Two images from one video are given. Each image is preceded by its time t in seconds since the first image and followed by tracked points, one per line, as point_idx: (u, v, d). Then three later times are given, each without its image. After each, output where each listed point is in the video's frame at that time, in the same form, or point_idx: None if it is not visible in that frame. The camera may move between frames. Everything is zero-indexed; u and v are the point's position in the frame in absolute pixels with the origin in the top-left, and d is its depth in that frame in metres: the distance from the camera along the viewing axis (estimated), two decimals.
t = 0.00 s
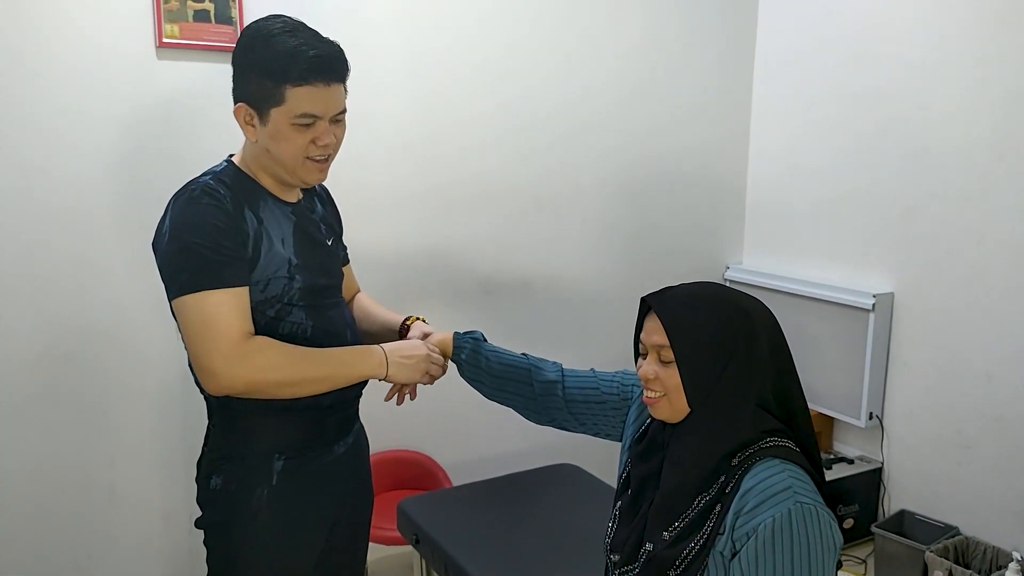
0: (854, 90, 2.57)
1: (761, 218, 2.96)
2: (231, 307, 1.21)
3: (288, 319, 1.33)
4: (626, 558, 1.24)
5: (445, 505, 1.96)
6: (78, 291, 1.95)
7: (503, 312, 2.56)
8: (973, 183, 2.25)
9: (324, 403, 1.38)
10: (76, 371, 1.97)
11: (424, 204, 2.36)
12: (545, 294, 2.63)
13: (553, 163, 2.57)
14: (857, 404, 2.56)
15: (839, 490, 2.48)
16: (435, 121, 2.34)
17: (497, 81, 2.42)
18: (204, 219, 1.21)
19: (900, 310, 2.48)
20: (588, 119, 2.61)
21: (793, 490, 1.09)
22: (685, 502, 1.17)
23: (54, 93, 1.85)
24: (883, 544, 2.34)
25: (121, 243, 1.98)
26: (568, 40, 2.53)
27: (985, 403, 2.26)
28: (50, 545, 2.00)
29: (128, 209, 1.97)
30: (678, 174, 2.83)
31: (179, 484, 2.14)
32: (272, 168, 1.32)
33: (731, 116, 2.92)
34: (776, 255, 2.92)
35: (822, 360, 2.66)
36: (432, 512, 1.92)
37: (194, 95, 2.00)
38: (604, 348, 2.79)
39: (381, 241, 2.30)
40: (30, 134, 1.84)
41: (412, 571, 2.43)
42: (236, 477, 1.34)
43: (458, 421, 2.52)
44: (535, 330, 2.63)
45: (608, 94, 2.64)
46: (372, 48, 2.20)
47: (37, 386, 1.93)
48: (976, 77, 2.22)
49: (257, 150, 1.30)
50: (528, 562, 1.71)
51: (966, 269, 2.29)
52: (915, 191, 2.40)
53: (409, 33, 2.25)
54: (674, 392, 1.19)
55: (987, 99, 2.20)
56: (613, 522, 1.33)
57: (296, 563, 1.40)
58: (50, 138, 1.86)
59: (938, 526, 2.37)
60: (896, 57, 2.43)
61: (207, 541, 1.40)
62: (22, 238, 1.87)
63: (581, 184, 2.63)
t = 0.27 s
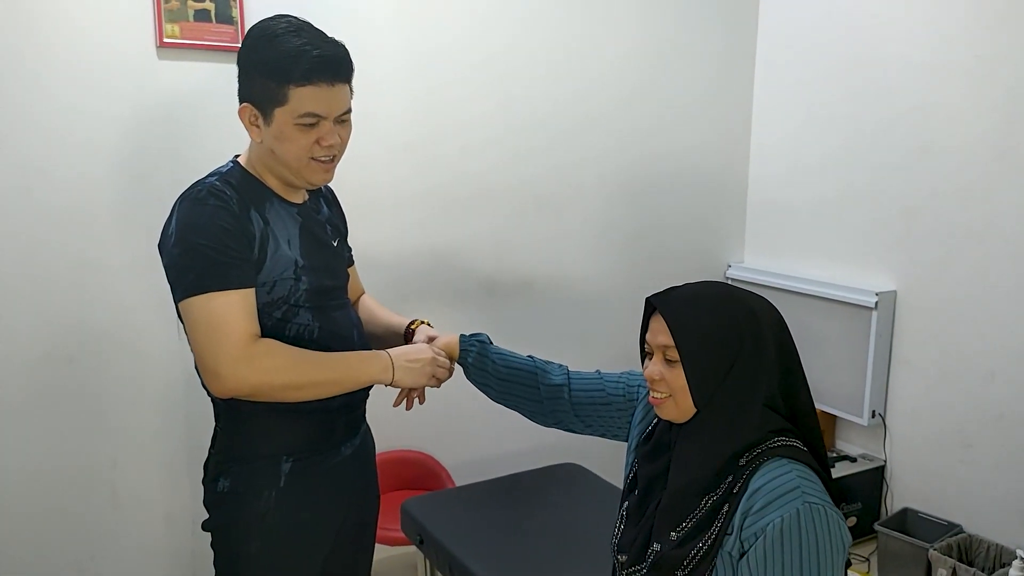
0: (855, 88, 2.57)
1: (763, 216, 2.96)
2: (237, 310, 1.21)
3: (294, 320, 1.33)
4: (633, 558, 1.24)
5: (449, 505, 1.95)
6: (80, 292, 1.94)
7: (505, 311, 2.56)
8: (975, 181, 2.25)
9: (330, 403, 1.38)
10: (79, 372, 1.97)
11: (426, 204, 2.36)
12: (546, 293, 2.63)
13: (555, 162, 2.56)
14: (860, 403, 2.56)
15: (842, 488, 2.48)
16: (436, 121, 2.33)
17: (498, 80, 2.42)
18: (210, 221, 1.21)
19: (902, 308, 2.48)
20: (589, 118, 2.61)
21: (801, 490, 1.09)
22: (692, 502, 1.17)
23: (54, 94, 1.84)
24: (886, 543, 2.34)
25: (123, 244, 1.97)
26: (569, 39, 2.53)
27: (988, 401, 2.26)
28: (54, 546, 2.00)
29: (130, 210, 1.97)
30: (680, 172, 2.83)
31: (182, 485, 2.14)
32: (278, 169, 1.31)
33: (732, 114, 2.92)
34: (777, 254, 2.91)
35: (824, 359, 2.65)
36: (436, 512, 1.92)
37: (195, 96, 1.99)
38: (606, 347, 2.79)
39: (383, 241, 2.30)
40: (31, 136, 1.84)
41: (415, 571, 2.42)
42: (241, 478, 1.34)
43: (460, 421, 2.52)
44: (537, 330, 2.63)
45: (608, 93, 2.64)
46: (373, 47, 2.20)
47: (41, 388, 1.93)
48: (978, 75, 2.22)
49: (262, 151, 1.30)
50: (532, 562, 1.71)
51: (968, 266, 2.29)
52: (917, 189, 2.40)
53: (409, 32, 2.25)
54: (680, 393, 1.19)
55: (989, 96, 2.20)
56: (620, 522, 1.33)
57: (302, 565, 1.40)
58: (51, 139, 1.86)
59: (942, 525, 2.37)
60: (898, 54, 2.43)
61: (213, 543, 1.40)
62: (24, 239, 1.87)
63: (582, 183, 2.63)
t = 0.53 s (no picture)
0: (854, 88, 2.57)
1: (762, 217, 2.96)
2: (238, 314, 1.20)
3: (295, 323, 1.33)
4: (633, 558, 1.23)
5: (449, 507, 1.95)
6: (79, 295, 1.93)
7: (504, 313, 2.55)
8: (975, 180, 2.24)
9: (330, 406, 1.37)
10: (78, 376, 1.96)
11: (426, 205, 2.35)
12: (546, 295, 2.62)
13: (554, 163, 2.56)
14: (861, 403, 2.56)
15: (843, 489, 2.48)
16: (435, 122, 2.33)
17: (497, 81, 2.41)
18: (210, 224, 1.20)
19: (903, 308, 2.48)
20: (589, 119, 2.61)
21: (805, 491, 1.08)
22: (694, 502, 1.17)
23: (52, 96, 1.84)
24: (888, 544, 2.33)
25: (122, 247, 1.97)
26: (568, 40, 2.52)
27: (989, 401, 2.26)
28: (54, 551, 1.99)
29: (128, 213, 1.96)
30: (679, 173, 2.82)
31: (182, 489, 2.13)
32: (277, 172, 1.31)
33: (731, 115, 2.92)
34: (777, 254, 2.91)
35: (825, 359, 2.65)
36: (437, 515, 1.91)
37: (194, 98, 1.99)
38: (606, 348, 2.78)
39: (383, 243, 2.29)
40: (29, 139, 1.83)
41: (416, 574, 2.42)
42: (241, 482, 1.33)
43: (461, 423, 2.51)
44: (537, 331, 2.63)
45: (607, 93, 2.63)
46: (371, 49, 2.19)
47: (40, 392, 1.92)
48: (978, 74, 2.22)
49: (261, 153, 1.30)
50: (533, 564, 1.70)
51: (968, 266, 2.29)
52: (917, 188, 2.40)
53: (408, 33, 2.24)
54: (682, 392, 1.18)
55: (988, 96, 2.19)
56: (621, 521, 1.32)
57: (302, 569, 1.39)
58: (49, 141, 1.85)
59: (943, 525, 2.37)
60: (897, 54, 2.43)
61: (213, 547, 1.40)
62: (22, 243, 1.86)
63: (582, 184, 2.62)
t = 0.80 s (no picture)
0: (853, 89, 2.57)
1: (761, 218, 2.96)
2: (236, 318, 1.19)
3: (294, 325, 1.32)
4: (632, 561, 1.23)
5: (448, 510, 1.94)
6: (76, 298, 1.93)
7: (503, 314, 2.55)
8: (974, 181, 2.24)
9: (328, 408, 1.36)
10: (75, 380, 1.95)
11: (424, 207, 2.35)
12: (545, 297, 2.62)
13: (553, 164, 2.56)
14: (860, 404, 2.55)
15: (843, 491, 2.47)
16: (433, 123, 2.32)
17: (495, 84, 2.41)
18: (208, 226, 1.19)
19: (902, 309, 2.47)
20: (587, 120, 2.61)
21: (805, 493, 1.07)
22: (693, 505, 1.16)
23: (50, 99, 1.83)
24: (888, 546, 2.33)
25: (120, 249, 1.96)
26: (566, 43, 2.52)
27: (989, 402, 2.25)
28: (51, 555, 1.98)
29: (126, 215, 1.95)
30: (677, 175, 2.82)
31: (180, 492, 2.13)
32: (275, 174, 1.30)
33: (730, 116, 2.92)
34: (776, 256, 2.91)
35: (824, 361, 2.65)
36: (436, 518, 1.90)
37: (192, 100, 1.98)
38: (605, 350, 2.78)
39: (381, 245, 2.29)
40: (26, 141, 1.82)
41: None
42: (239, 485, 1.32)
43: (459, 425, 2.51)
44: (536, 333, 2.62)
45: (606, 95, 2.63)
46: (370, 51, 2.19)
47: (37, 395, 1.91)
48: (977, 75, 2.22)
49: (258, 155, 1.29)
50: (532, 567, 1.69)
51: (968, 267, 2.29)
52: (916, 189, 2.40)
53: (406, 36, 2.24)
54: (682, 395, 1.18)
55: (987, 97, 2.19)
56: (619, 524, 1.32)
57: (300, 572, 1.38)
58: (46, 144, 1.84)
59: (943, 526, 2.36)
60: (896, 55, 2.43)
61: (210, 550, 1.39)
62: (19, 245, 1.85)
63: (580, 186, 2.62)
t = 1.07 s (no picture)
0: (852, 89, 2.56)
1: (760, 218, 2.95)
2: (262, 314, 1.20)
3: (294, 325, 1.32)
4: (633, 563, 1.22)
5: (447, 511, 1.94)
6: (74, 298, 1.92)
7: (502, 314, 2.54)
8: (973, 180, 2.24)
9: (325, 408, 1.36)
10: (73, 380, 1.95)
11: (422, 207, 2.34)
12: (544, 296, 2.61)
13: (551, 164, 2.55)
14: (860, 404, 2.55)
15: (842, 491, 2.47)
16: (432, 123, 2.32)
17: (493, 83, 2.41)
18: (210, 227, 1.19)
19: (901, 309, 2.47)
20: (586, 119, 2.60)
21: (804, 492, 1.07)
22: (692, 506, 1.16)
23: (47, 99, 1.83)
24: (888, 546, 2.32)
25: (117, 249, 1.95)
26: (565, 42, 2.52)
27: (988, 401, 2.25)
28: (49, 555, 1.98)
29: (123, 215, 1.95)
30: (676, 175, 2.82)
31: (178, 492, 2.12)
32: (274, 174, 1.30)
33: (729, 116, 2.91)
34: (775, 255, 2.90)
35: (823, 360, 2.64)
36: (434, 518, 1.89)
37: (189, 100, 1.98)
38: (604, 350, 2.77)
39: (379, 245, 2.28)
40: (23, 141, 1.82)
41: None
42: (237, 485, 1.32)
43: (458, 425, 2.50)
44: (535, 333, 2.62)
45: (605, 94, 2.63)
46: (368, 50, 2.19)
47: (34, 395, 1.91)
48: (977, 74, 2.21)
49: (258, 155, 1.28)
50: (531, 567, 1.69)
51: (967, 266, 2.28)
52: (916, 189, 2.39)
53: (404, 35, 2.23)
54: (674, 400, 1.18)
55: (987, 96, 2.19)
56: (619, 527, 1.31)
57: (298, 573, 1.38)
58: (44, 143, 1.84)
59: (943, 526, 2.36)
60: (896, 54, 2.42)
61: (208, 551, 1.38)
62: (17, 245, 1.84)
63: (579, 186, 2.61)
